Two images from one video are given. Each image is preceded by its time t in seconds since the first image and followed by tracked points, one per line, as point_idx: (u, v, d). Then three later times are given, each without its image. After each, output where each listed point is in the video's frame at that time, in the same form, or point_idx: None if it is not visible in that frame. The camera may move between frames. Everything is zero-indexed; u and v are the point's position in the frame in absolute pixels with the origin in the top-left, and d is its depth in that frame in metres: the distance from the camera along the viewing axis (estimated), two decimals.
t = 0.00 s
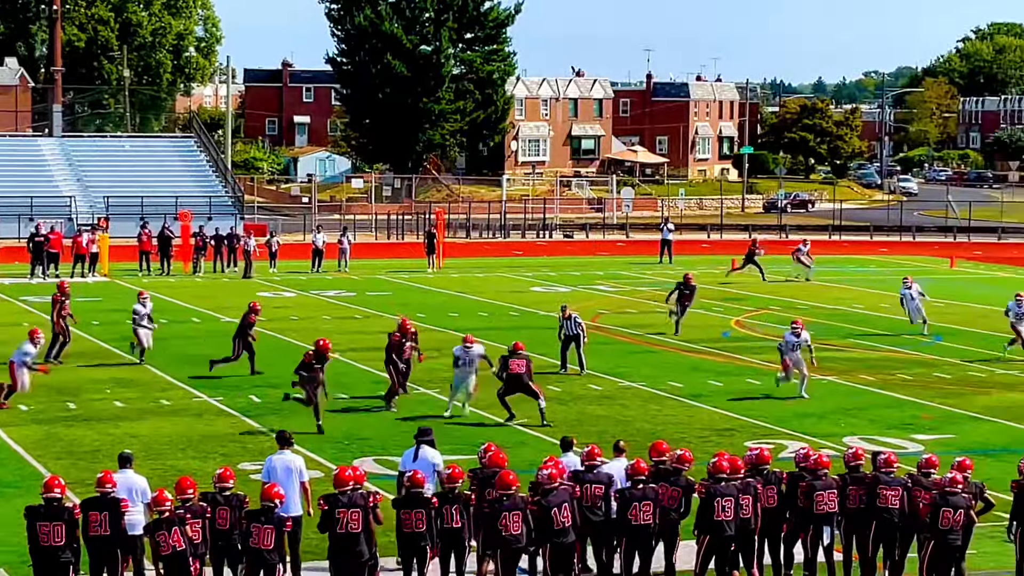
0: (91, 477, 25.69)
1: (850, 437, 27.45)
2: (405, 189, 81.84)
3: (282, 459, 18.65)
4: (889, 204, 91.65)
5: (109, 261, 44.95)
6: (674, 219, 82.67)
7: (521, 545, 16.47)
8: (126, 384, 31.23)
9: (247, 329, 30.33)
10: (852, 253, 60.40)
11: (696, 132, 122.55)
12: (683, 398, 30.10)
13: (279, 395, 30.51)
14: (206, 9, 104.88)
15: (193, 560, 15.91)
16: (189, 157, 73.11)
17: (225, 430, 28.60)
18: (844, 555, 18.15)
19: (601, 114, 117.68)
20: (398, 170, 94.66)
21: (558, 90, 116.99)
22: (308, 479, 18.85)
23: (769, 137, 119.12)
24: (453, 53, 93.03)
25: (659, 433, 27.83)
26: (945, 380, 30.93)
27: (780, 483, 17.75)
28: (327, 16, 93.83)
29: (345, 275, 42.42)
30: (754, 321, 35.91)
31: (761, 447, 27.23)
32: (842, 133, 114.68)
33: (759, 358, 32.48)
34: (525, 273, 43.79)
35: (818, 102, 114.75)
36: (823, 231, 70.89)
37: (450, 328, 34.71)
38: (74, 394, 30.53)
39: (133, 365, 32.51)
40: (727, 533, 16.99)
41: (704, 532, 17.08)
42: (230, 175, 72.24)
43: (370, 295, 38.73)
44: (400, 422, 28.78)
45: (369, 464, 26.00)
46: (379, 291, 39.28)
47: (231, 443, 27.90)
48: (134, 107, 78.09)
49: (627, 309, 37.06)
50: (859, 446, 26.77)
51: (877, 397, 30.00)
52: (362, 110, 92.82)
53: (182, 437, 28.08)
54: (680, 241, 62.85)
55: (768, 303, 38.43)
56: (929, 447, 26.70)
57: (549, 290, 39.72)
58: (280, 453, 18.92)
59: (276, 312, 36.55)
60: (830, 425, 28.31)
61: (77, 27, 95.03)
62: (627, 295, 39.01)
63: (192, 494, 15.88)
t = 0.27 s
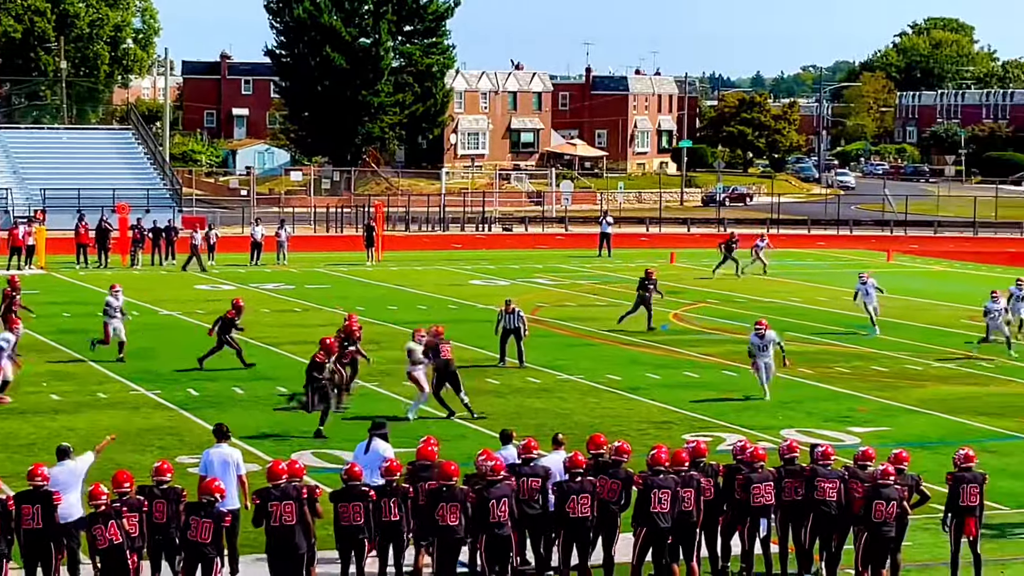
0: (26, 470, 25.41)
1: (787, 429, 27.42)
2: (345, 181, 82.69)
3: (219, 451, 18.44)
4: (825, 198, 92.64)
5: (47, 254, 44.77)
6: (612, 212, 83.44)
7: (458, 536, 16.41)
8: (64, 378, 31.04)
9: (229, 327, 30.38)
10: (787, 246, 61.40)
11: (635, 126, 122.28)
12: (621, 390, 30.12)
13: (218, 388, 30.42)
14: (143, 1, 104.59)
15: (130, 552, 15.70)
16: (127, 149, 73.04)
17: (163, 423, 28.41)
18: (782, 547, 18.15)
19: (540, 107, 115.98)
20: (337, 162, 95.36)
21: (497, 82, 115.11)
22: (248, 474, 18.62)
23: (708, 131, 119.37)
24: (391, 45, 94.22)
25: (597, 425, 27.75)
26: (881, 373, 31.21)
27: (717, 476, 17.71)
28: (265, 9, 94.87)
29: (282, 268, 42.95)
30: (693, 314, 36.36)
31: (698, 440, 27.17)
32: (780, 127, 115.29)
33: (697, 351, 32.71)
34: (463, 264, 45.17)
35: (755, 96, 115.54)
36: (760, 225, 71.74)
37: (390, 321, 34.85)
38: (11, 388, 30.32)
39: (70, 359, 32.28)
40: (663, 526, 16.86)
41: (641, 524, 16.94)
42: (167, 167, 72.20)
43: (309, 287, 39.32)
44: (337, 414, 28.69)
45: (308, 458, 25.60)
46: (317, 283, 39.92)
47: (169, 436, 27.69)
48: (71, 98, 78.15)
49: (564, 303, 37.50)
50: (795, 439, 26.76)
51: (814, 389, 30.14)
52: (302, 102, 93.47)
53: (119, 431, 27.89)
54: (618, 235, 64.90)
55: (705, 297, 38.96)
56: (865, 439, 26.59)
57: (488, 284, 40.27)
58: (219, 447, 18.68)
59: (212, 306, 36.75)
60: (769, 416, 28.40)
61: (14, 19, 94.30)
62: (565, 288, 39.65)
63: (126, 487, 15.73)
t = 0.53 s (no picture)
0: None
1: (720, 421, 26.58)
2: (281, 174, 83.45)
3: (153, 444, 17.81)
4: (759, 192, 93.42)
5: None
6: (547, 205, 84.21)
7: (389, 529, 15.77)
8: None
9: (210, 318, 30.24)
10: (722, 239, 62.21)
11: (571, 119, 121.90)
12: (557, 382, 29.99)
13: (153, 381, 30.26)
14: None
15: (63, 546, 15.38)
16: (60, 140, 72.86)
17: (96, 415, 28.05)
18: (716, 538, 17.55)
19: (477, 99, 114.82)
20: (272, 155, 96.59)
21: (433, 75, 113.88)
22: (180, 467, 17.89)
23: (644, 124, 119.81)
24: (328, 36, 94.65)
25: (530, 410, 27.35)
26: (815, 367, 31.34)
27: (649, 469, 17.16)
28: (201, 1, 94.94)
29: (218, 261, 43.45)
30: (626, 309, 37.48)
31: (634, 433, 26.04)
32: (714, 120, 115.49)
33: (634, 346, 32.96)
34: (398, 259, 46.35)
35: (690, 89, 115.91)
36: (695, 218, 72.34)
37: (328, 313, 35.00)
38: None
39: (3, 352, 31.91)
40: (597, 518, 16.19)
41: (575, 516, 16.24)
42: (101, 159, 72.03)
43: (244, 280, 39.85)
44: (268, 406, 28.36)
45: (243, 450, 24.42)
46: (253, 276, 40.58)
47: (101, 429, 27.24)
48: (4, 89, 77.87)
49: (499, 297, 38.65)
50: (729, 431, 25.80)
51: (748, 381, 30.05)
52: (237, 94, 94.07)
53: (51, 423, 27.50)
54: (553, 228, 66.48)
55: (638, 290, 40.54)
56: (799, 431, 25.85)
57: (423, 277, 41.48)
58: (152, 440, 17.96)
59: (148, 299, 36.89)
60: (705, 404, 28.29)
61: None
62: (502, 282, 41.04)
63: (60, 480, 15.49)
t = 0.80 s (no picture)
0: None
1: (651, 413, 26.70)
2: (212, 166, 83.21)
3: (80, 437, 17.68)
4: (690, 184, 94.09)
5: None
6: (478, 197, 84.46)
7: (315, 522, 15.79)
8: None
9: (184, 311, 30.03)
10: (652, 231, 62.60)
11: (502, 111, 122.21)
12: (489, 374, 30.04)
13: (81, 373, 30.02)
14: None
15: None
16: None
17: (25, 408, 27.76)
18: (646, 529, 17.52)
19: (408, 91, 114.54)
20: (203, 146, 96.24)
21: (364, 66, 113.43)
22: (108, 458, 17.76)
23: (575, 117, 120.09)
24: (258, 28, 94.29)
25: (461, 400, 27.35)
26: (745, 359, 31.62)
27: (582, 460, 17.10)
28: None
29: (147, 253, 43.34)
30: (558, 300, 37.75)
31: (565, 425, 26.01)
32: (646, 113, 116.07)
33: (565, 338, 33.16)
34: (330, 250, 46.50)
35: (622, 82, 116.36)
36: (626, 210, 72.65)
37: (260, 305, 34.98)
38: None
39: None
40: (527, 510, 16.09)
41: (505, 508, 16.14)
42: (29, 149, 71.36)
43: (175, 273, 39.70)
44: (198, 398, 28.18)
45: (175, 442, 24.16)
46: (183, 268, 40.41)
47: (30, 422, 26.94)
48: None
49: (432, 288, 38.86)
50: (658, 423, 25.93)
51: (678, 373, 30.24)
52: (167, 85, 93.57)
53: None
54: (486, 220, 66.99)
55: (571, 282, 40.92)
56: (728, 424, 26.01)
57: (355, 269, 41.62)
58: (79, 433, 17.84)
59: (77, 291, 36.67)
60: (636, 395, 28.42)
61: None
62: (433, 275, 41.16)
63: None
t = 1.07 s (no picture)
0: None
1: (579, 406, 26.84)
2: (138, 158, 82.51)
3: (6, 431, 17.41)
4: (618, 178, 94.54)
5: None
6: (407, 191, 84.48)
7: (241, 515, 15.75)
8: None
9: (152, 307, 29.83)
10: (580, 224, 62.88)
11: (431, 105, 122.16)
12: (418, 368, 30.09)
13: (6, 366, 29.75)
14: None
15: None
16: None
17: None
18: (572, 522, 17.64)
19: (336, 84, 114.31)
20: (130, 139, 95.36)
21: (292, 59, 113.00)
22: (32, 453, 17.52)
23: (504, 110, 120.22)
24: (185, 20, 93.79)
25: (390, 393, 27.35)
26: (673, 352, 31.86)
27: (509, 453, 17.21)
28: None
29: (73, 246, 43.03)
30: (487, 294, 37.89)
31: (492, 419, 26.07)
32: (574, 107, 116.30)
33: (494, 331, 33.30)
34: (258, 244, 46.39)
35: (550, 76, 116.72)
36: (554, 204, 72.91)
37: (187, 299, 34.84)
38: None
39: None
40: (455, 503, 16.13)
41: (433, 502, 16.17)
42: None
43: (102, 266, 39.44)
44: (125, 392, 27.99)
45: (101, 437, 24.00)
46: (109, 262, 40.15)
47: None
48: None
49: (361, 281, 38.94)
50: (585, 416, 26.07)
51: (607, 366, 30.41)
52: (93, 77, 92.81)
53: None
54: (415, 213, 67.14)
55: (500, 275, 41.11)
56: (655, 417, 26.21)
57: (283, 262, 41.60)
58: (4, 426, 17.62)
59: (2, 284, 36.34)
60: (564, 387, 28.57)
61: None
62: (362, 268, 41.16)
63: None
